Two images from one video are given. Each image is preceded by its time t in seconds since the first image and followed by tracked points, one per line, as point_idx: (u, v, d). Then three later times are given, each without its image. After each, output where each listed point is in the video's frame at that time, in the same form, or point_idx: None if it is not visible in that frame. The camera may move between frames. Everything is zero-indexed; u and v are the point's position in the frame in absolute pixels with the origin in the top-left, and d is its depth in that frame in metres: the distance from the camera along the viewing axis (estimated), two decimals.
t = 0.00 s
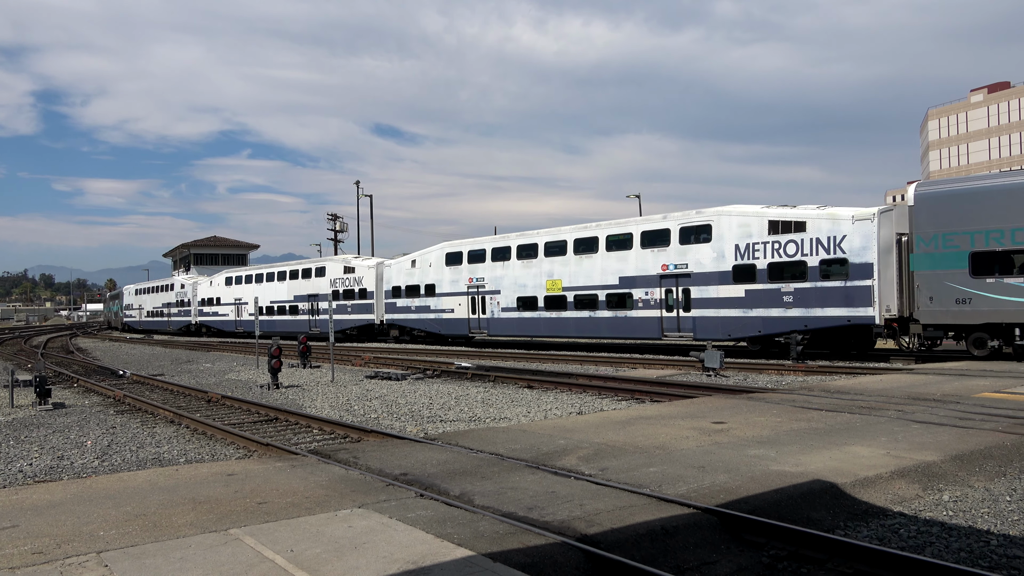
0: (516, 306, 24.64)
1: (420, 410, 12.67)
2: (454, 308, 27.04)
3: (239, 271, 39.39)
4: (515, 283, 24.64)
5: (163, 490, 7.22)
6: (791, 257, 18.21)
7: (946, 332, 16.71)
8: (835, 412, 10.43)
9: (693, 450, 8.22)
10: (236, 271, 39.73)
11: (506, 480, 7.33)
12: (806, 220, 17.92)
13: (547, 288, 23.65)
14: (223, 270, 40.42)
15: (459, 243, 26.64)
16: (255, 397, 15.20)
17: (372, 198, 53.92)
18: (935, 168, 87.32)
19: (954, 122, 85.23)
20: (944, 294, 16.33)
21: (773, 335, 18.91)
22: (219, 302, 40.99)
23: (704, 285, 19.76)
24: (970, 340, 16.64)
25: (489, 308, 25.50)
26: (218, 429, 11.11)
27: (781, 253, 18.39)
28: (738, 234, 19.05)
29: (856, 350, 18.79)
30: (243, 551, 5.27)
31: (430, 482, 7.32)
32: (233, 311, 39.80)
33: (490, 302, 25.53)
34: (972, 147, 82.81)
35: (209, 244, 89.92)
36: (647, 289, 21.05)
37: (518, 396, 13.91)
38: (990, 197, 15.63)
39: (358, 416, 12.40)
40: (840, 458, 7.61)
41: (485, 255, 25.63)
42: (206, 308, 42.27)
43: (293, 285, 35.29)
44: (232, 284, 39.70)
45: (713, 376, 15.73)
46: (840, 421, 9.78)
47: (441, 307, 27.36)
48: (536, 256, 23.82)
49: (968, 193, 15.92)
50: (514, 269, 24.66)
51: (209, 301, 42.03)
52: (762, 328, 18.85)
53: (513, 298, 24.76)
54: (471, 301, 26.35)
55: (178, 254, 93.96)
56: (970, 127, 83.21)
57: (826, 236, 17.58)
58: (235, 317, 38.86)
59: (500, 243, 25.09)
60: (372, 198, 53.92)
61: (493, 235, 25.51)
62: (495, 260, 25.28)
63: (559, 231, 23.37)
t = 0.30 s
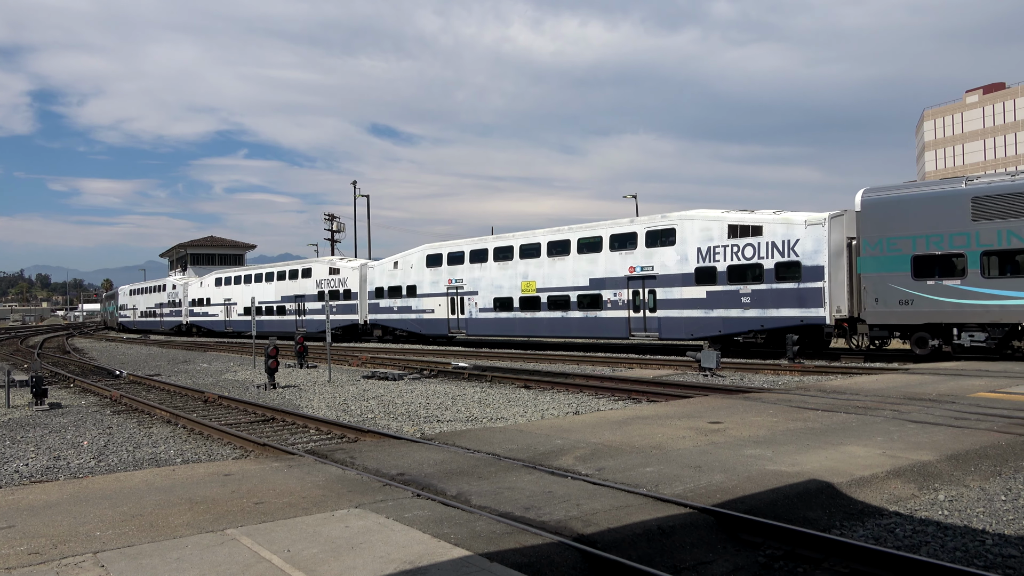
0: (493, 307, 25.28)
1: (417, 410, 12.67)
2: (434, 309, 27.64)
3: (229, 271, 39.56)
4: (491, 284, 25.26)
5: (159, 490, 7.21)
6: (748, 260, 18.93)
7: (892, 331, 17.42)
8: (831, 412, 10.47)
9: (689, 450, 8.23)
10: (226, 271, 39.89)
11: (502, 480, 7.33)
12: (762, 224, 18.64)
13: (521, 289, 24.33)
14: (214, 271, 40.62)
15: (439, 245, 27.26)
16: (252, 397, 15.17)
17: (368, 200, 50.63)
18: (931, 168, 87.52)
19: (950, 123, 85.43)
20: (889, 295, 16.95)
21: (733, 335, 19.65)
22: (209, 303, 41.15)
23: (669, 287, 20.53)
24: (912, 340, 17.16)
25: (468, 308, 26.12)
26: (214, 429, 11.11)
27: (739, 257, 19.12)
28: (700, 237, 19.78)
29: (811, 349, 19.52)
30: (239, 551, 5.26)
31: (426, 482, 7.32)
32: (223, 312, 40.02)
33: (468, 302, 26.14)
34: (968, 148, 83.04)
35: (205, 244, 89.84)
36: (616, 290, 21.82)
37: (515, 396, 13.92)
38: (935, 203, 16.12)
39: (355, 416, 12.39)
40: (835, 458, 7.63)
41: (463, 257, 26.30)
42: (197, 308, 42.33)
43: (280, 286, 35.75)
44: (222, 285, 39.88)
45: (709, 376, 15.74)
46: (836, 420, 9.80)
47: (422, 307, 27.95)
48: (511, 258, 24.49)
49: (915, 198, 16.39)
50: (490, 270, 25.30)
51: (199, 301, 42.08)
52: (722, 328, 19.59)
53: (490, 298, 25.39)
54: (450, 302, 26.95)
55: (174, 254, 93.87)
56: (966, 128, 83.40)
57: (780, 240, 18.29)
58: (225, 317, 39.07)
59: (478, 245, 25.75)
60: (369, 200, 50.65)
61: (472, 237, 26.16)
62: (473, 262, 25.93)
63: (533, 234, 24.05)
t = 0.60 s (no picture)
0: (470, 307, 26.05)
1: (415, 410, 12.65)
2: (415, 309, 28.29)
3: (219, 271, 39.70)
4: (468, 285, 25.99)
5: (156, 490, 7.20)
6: (709, 262, 19.82)
7: (842, 332, 17.79)
8: (828, 411, 10.49)
9: (686, 450, 8.23)
10: (215, 271, 40.03)
11: (499, 480, 7.33)
12: (723, 228, 19.48)
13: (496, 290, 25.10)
14: (205, 271, 40.80)
15: (418, 247, 27.90)
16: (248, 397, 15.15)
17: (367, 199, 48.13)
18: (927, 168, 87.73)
19: (946, 123, 85.65)
20: (838, 296, 17.32)
21: (696, 334, 20.50)
22: (199, 303, 41.24)
23: (635, 288, 21.39)
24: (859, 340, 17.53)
25: (447, 309, 26.83)
26: (211, 429, 11.09)
27: (702, 259, 19.99)
28: (665, 240, 20.64)
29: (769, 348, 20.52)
30: (236, 552, 5.25)
31: (423, 482, 7.31)
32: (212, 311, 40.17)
33: (447, 303, 26.83)
34: (964, 148, 83.29)
35: (201, 244, 89.70)
36: (586, 291, 22.68)
37: (512, 396, 13.91)
38: (881, 208, 16.49)
39: (352, 416, 12.37)
40: (832, 458, 7.64)
41: (442, 258, 26.92)
42: (188, 308, 42.36)
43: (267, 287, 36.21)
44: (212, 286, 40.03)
45: (706, 376, 15.74)
46: (833, 420, 9.82)
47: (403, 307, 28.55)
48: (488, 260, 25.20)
49: (862, 203, 16.77)
50: (467, 271, 26.02)
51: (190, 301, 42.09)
52: (686, 327, 20.43)
53: (468, 299, 26.09)
54: (430, 303, 27.63)
55: (170, 254, 93.77)
56: (962, 128, 83.62)
57: (739, 243, 19.13)
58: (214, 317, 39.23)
59: (456, 247, 26.39)
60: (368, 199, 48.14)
61: (451, 239, 26.85)
62: (452, 263, 26.58)
63: (507, 237, 24.76)
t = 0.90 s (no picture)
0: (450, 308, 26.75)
1: (412, 410, 12.64)
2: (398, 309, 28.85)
3: (210, 272, 39.77)
4: (447, 286, 26.67)
5: (152, 490, 7.19)
6: (673, 264, 20.62)
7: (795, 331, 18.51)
8: (825, 411, 10.53)
9: (683, 450, 8.23)
10: (207, 272, 40.08)
11: (496, 480, 7.33)
12: (686, 231, 20.24)
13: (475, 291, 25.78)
14: (197, 272, 40.88)
15: (400, 249, 28.52)
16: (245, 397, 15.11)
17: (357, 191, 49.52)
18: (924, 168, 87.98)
19: (943, 123, 85.86)
20: (791, 297, 18.03)
21: (661, 333, 21.31)
22: (190, 304, 41.24)
23: (603, 289, 22.16)
24: (813, 338, 18.26)
25: (427, 309, 27.46)
26: (207, 429, 11.08)
27: (666, 261, 20.78)
28: (632, 243, 21.42)
29: (733, 345, 21.04)
30: (233, 552, 5.25)
31: (421, 483, 7.30)
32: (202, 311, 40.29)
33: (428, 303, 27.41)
34: (960, 148, 83.54)
35: (197, 244, 89.57)
36: (559, 292, 23.40)
37: (509, 396, 13.92)
38: (832, 213, 17.13)
39: (349, 416, 12.34)
40: (829, 457, 7.66)
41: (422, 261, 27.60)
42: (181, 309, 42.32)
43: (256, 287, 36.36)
44: (202, 286, 40.10)
45: (704, 376, 15.74)
46: (830, 420, 9.84)
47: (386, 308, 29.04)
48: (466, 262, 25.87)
49: (815, 208, 17.39)
50: (446, 273, 26.72)
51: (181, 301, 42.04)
52: (652, 326, 21.21)
53: (446, 300, 26.76)
54: (412, 304, 28.20)
55: (167, 254, 93.56)
56: (959, 128, 83.85)
57: (700, 246, 19.93)
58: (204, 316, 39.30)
59: (436, 249, 27.06)
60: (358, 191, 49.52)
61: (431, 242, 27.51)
62: (433, 265, 27.22)
63: (484, 240, 25.45)
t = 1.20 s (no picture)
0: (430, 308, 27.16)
1: (410, 410, 12.63)
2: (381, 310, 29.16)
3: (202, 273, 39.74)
4: (427, 287, 27.15)
5: (148, 490, 7.18)
6: (640, 267, 21.31)
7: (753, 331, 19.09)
8: (822, 410, 10.55)
9: (681, 450, 8.22)
10: (199, 272, 40.05)
11: (494, 480, 7.32)
12: (652, 235, 20.96)
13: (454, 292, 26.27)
14: (189, 273, 40.87)
15: (383, 251, 28.95)
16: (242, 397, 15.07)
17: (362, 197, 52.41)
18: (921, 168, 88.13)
19: (940, 124, 86.02)
20: (749, 298, 18.59)
21: (630, 333, 21.97)
22: (182, 304, 41.18)
23: (574, 290, 22.84)
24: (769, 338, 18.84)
25: (409, 309, 27.86)
26: (204, 429, 11.06)
27: (634, 263, 21.48)
28: (602, 245, 22.17)
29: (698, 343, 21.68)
30: (230, 552, 5.24)
31: (418, 483, 7.29)
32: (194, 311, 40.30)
33: (411, 304, 27.83)
34: (957, 148, 83.76)
35: (194, 244, 89.42)
36: (534, 293, 24.02)
37: (507, 396, 13.91)
38: (786, 218, 17.78)
39: (347, 416, 12.31)
40: (826, 456, 7.67)
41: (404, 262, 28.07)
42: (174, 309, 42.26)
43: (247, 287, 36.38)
44: (194, 287, 40.08)
45: (701, 376, 15.74)
46: (828, 419, 9.85)
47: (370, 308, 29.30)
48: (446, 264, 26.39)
49: (771, 213, 18.03)
50: (427, 274, 27.19)
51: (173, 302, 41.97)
52: (621, 326, 21.85)
53: (428, 300, 27.19)
54: (394, 304, 28.56)
55: (165, 254, 93.36)
56: (956, 128, 84.01)
57: (666, 248, 20.60)
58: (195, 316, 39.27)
59: (417, 251, 27.55)
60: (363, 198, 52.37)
61: (413, 243, 27.95)
62: (415, 266, 27.67)
63: (463, 242, 25.99)
